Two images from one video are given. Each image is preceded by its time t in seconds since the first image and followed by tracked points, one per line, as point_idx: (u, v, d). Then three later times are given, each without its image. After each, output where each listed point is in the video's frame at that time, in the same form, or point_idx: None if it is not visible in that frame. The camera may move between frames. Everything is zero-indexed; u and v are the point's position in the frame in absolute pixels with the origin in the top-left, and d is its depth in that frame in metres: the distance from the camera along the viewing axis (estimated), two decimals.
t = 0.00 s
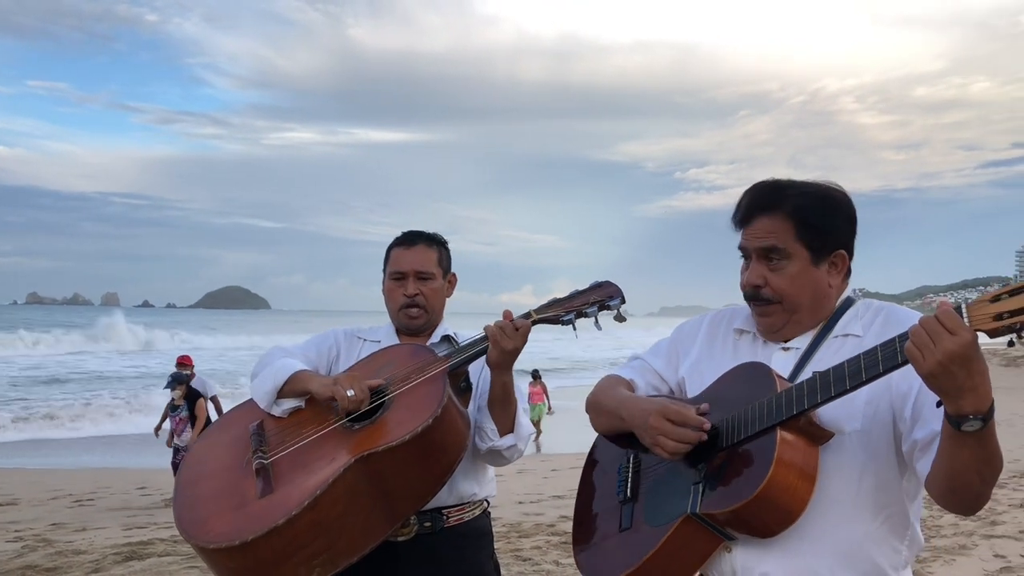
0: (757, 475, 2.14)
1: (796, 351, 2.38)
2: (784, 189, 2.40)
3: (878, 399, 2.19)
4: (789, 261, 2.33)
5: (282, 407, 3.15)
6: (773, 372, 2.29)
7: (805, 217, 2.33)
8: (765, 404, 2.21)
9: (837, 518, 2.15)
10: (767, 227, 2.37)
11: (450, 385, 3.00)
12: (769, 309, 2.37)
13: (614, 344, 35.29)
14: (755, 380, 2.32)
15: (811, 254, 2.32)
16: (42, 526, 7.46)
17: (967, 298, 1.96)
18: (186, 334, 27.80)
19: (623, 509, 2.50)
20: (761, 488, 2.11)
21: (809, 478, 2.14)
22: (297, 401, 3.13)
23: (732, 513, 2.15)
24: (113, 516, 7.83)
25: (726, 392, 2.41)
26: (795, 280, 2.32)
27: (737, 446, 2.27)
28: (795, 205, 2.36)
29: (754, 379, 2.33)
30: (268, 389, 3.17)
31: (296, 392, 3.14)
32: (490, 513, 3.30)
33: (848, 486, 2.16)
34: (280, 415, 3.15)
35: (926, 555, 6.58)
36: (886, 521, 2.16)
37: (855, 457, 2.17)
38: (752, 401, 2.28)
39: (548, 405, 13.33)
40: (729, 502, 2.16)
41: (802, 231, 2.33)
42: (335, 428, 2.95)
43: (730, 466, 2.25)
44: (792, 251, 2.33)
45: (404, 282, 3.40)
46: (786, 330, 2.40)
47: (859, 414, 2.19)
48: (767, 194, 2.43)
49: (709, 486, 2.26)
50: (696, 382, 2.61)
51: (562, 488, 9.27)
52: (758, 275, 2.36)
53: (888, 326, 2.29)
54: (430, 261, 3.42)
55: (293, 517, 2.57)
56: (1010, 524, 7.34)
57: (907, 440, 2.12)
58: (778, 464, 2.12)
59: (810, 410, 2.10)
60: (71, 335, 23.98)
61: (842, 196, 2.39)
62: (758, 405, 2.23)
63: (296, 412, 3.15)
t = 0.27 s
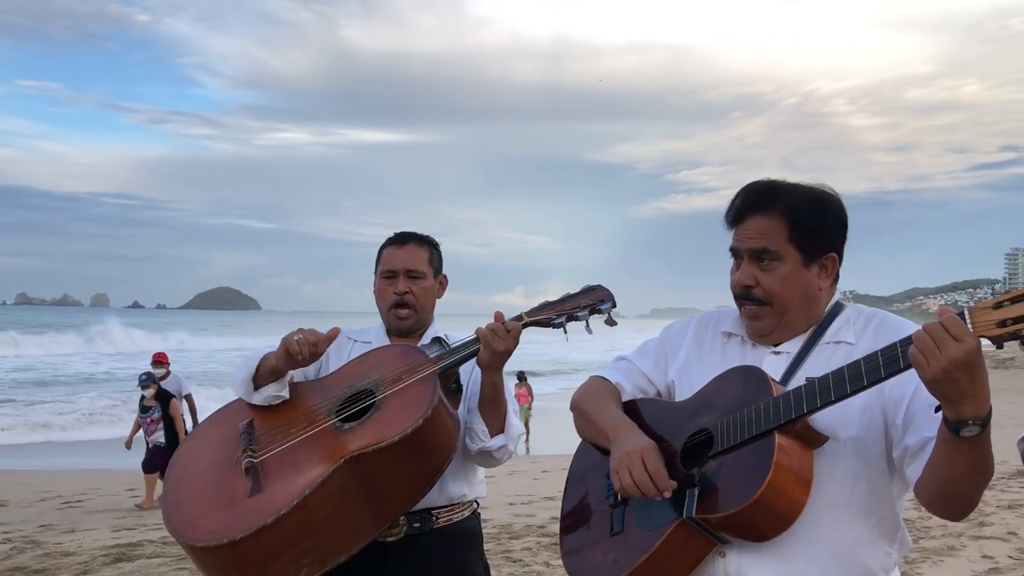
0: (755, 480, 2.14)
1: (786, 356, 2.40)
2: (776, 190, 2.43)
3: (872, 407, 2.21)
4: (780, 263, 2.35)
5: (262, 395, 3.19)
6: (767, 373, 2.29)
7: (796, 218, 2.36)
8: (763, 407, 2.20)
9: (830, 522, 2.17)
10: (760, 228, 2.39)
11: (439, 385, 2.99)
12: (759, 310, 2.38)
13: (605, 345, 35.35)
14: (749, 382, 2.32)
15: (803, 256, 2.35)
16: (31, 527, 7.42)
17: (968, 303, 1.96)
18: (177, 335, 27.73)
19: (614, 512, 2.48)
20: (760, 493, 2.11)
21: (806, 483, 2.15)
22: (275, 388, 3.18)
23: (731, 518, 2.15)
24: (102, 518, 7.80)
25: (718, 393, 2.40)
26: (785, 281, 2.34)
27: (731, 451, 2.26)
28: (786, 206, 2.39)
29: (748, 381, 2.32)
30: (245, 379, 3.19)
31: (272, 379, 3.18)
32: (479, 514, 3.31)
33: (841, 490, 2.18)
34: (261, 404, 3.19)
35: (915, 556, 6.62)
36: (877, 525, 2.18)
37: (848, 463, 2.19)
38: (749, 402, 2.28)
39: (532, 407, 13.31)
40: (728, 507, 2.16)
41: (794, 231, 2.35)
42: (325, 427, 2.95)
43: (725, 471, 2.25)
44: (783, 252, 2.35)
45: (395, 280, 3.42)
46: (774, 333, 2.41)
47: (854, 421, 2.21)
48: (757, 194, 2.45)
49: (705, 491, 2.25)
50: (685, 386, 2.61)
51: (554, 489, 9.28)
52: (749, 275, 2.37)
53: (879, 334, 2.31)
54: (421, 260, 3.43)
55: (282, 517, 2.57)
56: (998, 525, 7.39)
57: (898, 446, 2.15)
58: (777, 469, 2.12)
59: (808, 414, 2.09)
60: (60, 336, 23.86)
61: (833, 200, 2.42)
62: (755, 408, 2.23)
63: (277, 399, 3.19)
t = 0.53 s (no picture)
0: (752, 476, 2.15)
1: (777, 354, 2.42)
2: (775, 186, 2.45)
3: (865, 405, 2.24)
4: (774, 257, 2.37)
5: (260, 405, 3.15)
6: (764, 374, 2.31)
7: (794, 215, 2.39)
8: (759, 405, 2.22)
9: (825, 518, 2.20)
10: (757, 222, 2.41)
11: (428, 384, 3.01)
12: (748, 302, 2.40)
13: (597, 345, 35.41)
14: (745, 380, 2.34)
15: (796, 253, 2.37)
16: (20, 528, 7.40)
17: (974, 304, 1.99)
18: (168, 335, 27.64)
19: (605, 507, 2.49)
20: (756, 488, 2.11)
21: (802, 481, 2.16)
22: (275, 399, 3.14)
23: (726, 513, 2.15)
24: (92, 518, 7.78)
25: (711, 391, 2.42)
26: (778, 276, 2.36)
27: (727, 448, 2.28)
28: (784, 202, 2.41)
29: (744, 379, 2.35)
30: (246, 387, 3.18)
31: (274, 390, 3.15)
32: (469, 512, 3.32)
33: (835, 487, 2.20)
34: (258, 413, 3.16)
35: (905, 553, 6.67)
36: (869, 521, 2.22)
37: (841, 459, 2.21)
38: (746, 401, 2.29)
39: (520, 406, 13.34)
40: (722, 502, 2.16)
41: (790, 228, 2.38)
42: (314, 426, 2.95)
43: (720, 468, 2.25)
44: (777, 247, 2.37)
45: (385, 277, 3.44)
46: (761, 327, 2.43)
47: (847, 417, 2.24)
48: (756, 189, 2.47)
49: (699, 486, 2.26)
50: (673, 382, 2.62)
51: (545, 488, 9.29)
52: (741, 267, 2.39)
53: (868, 332, 2.34)
54: (411, 258, 3.46)
55: (270, 515, 2.58)
56: (987, 523, 7.45)
57: (889, 443, 2.18)
58: (773, 466, 2.13)
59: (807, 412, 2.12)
60: (50, 336, 23.76)
61: (831, 201, 2.45)
62: (750, 406, 2.24)
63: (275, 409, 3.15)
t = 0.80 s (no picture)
0: (745, 472, 2.16)
1: (771, 350, 2.44)
2: (777, 181, 2.49)
3: (858, 402, 2.25)
4: (768, 249, 2.40)
5: (248, 402, 3.15)
6: (755, 369, 2.32)
7: (793, 210, 2.42)
8: (752, 401, 2.22)
9: (815, 515, 2.21)
10: (756, 214, 2.44)
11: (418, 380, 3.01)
12: (738, 292, 2.41)
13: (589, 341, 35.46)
14: (738, 377, 2.34)
15: (791, 248, 2.40)
16: (10, 526, 7.38)
17: (967, 303, 1.99)
18: (159, 333, 27.56)
19: (596, 503, 2.50)
20: (750, 485, 2.12)
21: (793, 476, 2.17)
22: (262, 396, 3.13)
23: (718, 509, 2.16)
24: (83, 516, 7.76)
25: (704, 387, 2.43)
26: (771, 267, 2.38)
27: (718, 444, 2.28)
28: (784, 197, 2.45)
29: (735, 376, 2.36)
30: (234, 383, 3.17)
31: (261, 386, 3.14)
32: (459, 507, 3.33)
33: (825, 483, 2.22)
34: (245, 410, 3.15)
35: (896, 548, 6.70)
36: (856, 516, 2.24)
37: (833, 456, 2.23)
38: (737, 397, 2.30)
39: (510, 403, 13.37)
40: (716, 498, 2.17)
41: (787, 222, 2.41)
42: (304, 423, 2.95)
43: (711, 464, 2.26)
44: (773, 239, 2.40)
45: (374, 267, 3.45)
46: (749, 319, 2.44)
47: (840, 415, 2.24)
48: (758, 182, 2.51)
49: (691, 482, 2.27)
50: (666, 375, 2.63)
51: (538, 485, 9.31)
52: (735, 256, 2.42)
53: (861, 329, 2.36)
54: (401, 251, 3.48)
55: (260, 512, 2.58)
56: (977, 518, 7.49)
57: (880, 440, 2.19)
58: (766, 463, 2.14)
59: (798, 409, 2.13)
60: (40, 334, 23.67)
61: (833, 202, 2.48)
62: (742, 403, 2.25)
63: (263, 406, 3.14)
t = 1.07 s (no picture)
0: (729, 466, 2.19)
1: (757, 346, 2.46)
2: (765, 177, 2.52)
3: (842, 400, 2.27)
4: (755, 243, 2.43)
5: (240, 397, 3.18)
6: (740, 362, 2.36)
7: (780, 205, 2.45)
8: (737, 396, 2.25)
9: (799, 509, 2.24)
10: (743, 208, 2.47)
11: (407, 372, 3.03)
12: (724, 285, 2.44)
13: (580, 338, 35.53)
14: (723, 372, 2.37)
15: (777, 243, 2.43)
16: None
17: (951, 301, 2.03)
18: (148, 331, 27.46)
19: (582, 497, 2.53)
20: (734, 479, 2.15)
21: (777, 470, 2.19)
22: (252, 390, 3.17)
23: (703, 503, 2.19)
24: (72, 514, 7.75)
25: (689, 381, 2.46)
26: (756, 261, 2.41)
27: (703, 437, 2.31)
28: (772, 193, 2.48)
29: (721, 371, 2.39)
30: (223, 380, 3.19)
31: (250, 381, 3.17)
32: (447, 503, 3.35)
33: (810, 479, 2.24)
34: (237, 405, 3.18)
35: (883, 542, 6.76)
36: (841, 512, 2.27)
37: (818, 452, 2.25)
38: (721, 391, 2.33)
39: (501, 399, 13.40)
40: (699, 492, 2.20)
41: (774, 217, 2.44)
42: (293, 414, 2.97)
43: (697, 458, 2.29)
44: (759, 233, 2.43)
45: (364, 261, 3.47)
46: (735, 313, 2.47)
47: (824, 412, 2.27)
48: (746, 178, 2.54)
49: (676, 475, 2.30)
50: (654, 371, 2.66)
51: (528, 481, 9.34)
52: (722, 250, 2.45)
53: (848, 326, 2.38)
54: (392, 245, 3.51)
55: (249, 500, 2.60)
56: (964, 512, 7.57)
57: (864, 438, 2.22)
58: (750, 457, 2.17)
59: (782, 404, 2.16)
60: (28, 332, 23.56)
61: (820, 199, 2.51)
62: (727, 397, 2.28)
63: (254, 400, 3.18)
